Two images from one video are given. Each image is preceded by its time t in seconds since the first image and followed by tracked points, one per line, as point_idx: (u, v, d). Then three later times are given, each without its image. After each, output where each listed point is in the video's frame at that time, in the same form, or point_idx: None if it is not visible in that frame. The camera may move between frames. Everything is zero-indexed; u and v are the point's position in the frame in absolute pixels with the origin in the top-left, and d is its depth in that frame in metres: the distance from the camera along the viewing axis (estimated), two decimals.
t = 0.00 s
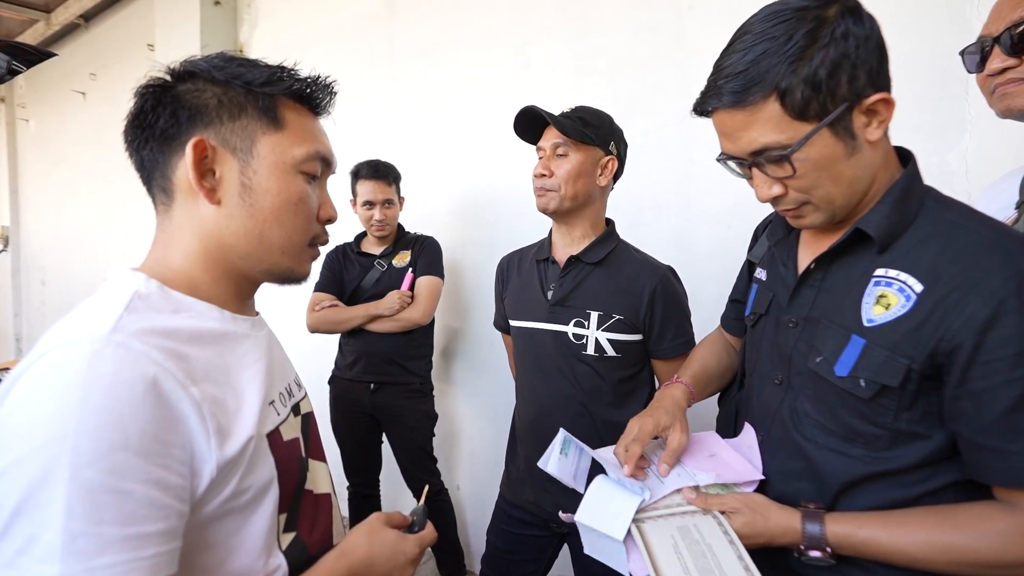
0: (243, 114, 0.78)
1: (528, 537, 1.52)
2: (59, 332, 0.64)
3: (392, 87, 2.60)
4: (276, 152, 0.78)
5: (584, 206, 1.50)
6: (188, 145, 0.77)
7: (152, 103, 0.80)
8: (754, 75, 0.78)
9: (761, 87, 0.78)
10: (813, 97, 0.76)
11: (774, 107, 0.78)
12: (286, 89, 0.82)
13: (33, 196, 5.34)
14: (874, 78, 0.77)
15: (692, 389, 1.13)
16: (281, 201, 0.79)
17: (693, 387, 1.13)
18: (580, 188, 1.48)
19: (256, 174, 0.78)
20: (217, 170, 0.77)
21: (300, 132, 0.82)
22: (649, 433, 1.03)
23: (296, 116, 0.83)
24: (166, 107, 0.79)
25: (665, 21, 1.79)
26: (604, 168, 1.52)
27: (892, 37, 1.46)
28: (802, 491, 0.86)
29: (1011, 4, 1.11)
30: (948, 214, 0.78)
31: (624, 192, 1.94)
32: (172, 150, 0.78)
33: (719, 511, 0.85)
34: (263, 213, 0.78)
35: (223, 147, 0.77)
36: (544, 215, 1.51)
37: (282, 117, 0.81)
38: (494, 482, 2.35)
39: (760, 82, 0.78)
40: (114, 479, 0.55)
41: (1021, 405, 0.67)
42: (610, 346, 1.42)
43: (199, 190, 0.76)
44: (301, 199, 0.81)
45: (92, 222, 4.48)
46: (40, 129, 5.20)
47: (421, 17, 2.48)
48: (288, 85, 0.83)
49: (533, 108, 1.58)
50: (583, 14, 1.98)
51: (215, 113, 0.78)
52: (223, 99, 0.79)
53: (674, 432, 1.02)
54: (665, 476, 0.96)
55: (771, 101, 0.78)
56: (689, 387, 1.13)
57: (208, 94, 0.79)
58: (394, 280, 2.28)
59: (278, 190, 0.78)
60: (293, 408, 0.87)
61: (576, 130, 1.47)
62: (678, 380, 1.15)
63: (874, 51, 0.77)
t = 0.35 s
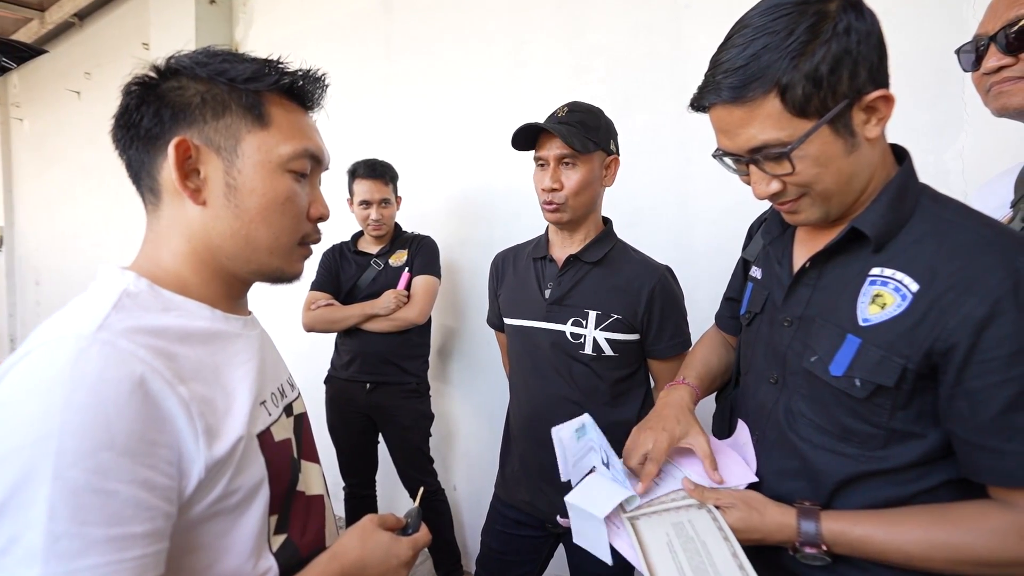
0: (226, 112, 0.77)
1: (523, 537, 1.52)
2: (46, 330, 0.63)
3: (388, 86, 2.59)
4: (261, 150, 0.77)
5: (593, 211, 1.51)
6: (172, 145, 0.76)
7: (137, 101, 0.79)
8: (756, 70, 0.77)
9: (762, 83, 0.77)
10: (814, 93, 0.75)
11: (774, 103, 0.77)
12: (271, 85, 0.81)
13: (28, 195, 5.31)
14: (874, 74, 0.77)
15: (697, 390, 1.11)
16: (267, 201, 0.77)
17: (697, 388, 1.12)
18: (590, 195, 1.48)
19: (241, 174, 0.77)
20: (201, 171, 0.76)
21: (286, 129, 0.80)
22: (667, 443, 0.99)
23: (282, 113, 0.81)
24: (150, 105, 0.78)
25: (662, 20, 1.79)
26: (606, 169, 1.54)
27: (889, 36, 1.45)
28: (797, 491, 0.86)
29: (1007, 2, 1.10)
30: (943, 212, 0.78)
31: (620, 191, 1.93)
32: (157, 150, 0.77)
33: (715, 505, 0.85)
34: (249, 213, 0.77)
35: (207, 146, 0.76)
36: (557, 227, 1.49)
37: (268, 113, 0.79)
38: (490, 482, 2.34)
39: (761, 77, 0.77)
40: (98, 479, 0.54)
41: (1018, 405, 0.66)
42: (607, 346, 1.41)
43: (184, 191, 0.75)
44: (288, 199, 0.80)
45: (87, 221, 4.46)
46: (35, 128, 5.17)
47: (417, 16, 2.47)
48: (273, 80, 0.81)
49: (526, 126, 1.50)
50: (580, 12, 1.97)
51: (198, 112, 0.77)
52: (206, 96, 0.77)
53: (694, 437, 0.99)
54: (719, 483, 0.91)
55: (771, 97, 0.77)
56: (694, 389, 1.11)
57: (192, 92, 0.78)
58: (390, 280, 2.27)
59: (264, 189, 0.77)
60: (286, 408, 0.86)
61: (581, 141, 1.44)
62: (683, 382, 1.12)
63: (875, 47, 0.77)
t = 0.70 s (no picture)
0: (217, 115, 0.77)
1: (521, 536, 1.52)
2: (51, 330, 0.64)
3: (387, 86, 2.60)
4: (253, 153, 0.77)
5: (594, 203, 1.51)
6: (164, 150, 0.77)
7: (131, 104, 0.80)
8: (755, 68, 0.78)
9: (761, 81, 0.78)
10: (812, 92, 0.76)
11: (773, 101, 0.78)
12: (263, 84, 0.80)
13: (25, 195, 5.30)
14: (871, 74, 0.78)
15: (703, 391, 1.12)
16: (261, 204, 0.78)
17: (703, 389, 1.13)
18: (588, 188, 1.49)
19: (234, 177, 0.77)
20: (195, 175, 0.77)
21: (280, 129, 0.80)
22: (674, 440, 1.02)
23: (275, 112, 0.81)
24: (144, 109, 0.79)
25: (660, 20, 1.80)
26: (602, 159, 1.54)
27: (885, 36, 1.46)
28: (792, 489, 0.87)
29: (1003, 3, 1.12)
30: (935, 212, 0.79)
31: (618, 191, 1.94)
32: (152, 155, 0.78)
33: (712, 515, 0.84)
34: (244, 217, 0.77)
35: (200, 150, 0.77)
36: (561, 224, 1.50)
37: (260, 114, 0.79)
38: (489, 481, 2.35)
39: (761, 75, 0.78)
40: (105, 477, 0.55)
41: (1010, 403, 0.67)
42: (610, 346, 1.42)
43: (178, 197, 0.76)
44: (284, 201, 0.80)
45: (85, 221, 4.45)
46: (32, 127, 5.15)
47: (415, 16, 2.47)
48: (266, 78, 0.81)
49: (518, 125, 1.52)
50: (578, 13, 1.98)
51: (190, 115, 0.77)
52: (197, 99, 0.77)
53: (698, 438, 1.03)
54: (707, 482, 0.95)
55: (769, 95, 0.78)
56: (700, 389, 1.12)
57: (184, 94, 0.78)
58: (388, 280, 2.27)
59: (258, 192, 0.77)
60: (288, 408, 0.87)
61: (571, 134, 1.45)
62: (689, 382, 1.13)
63: (873, 47, 0.78)
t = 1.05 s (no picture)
0: (218, 117, 0.77)
1: (518, 537, 1.53)
2: (57, 332, 0.64)
3: (385, 85, 2.60)
4: (255, 155, 0.77)
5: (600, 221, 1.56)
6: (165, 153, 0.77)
7: (133, 106, 0.80)
8: (748, 73, 0.79)
9: (753, 87, 0.79)
10: (803, 96, 0.77)
11: (765, 106, 0.78)
12: (263, 84, 0.79)
13: (20, 195, 5.27)
14: (861, 78, 0.79)
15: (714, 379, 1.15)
16: (262, 206, 0.77)
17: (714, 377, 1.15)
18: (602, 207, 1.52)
19: (236, 180, 0.77)
20: (196, 178, 0.77)
21: (281, 130, 0.79)
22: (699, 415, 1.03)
23: (277, 112, 0.80)
24: (144, 111, 0.79)
25: (658, 21, 1.80)
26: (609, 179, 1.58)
27: (882, 38, 1.47)
28: (790, 489, 0.87)
29: (1003, 5, 1.13)
30: (928, 212, 0.79)
31: (617, 192, 1.95)
32: (153, 158, 0.78)
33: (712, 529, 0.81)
34: (245, 220, 0.77)
35: (200, 153, 0.77)
36: (575, 236, 1.49)
37: (260, 115, 0.78)
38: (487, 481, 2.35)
39: (753, 80, 0.78)
40: (116, 478, 0.55)
41: (1003, 403, 0.68)
42: (602, 344, 1.43)
43: (180, 200, 0.77)
44: (287, 203, 0.79)
45: (82, 221, 4.43)
46: (27, 126, 5.12)
47: (413, 15, 2.47)
48: (266, 78, 0.80)
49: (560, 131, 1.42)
50: (577, 13, 1.98)
51: (190, 117, 0.77)
52: (197, 101, 0.77)
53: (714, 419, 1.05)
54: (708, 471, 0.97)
55: (761, 100, 0.78)
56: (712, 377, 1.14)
57: (183, 95, 0.78)
58: (386, 280, 2.27)
59: (260, 195, 0.77)
60: (294, 408, 0.87)
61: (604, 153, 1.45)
62: (702, 370, 1.15)
63: (863, 51, 0.78)
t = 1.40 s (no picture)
0: (227, 113, 0.76)
1: (506, 536, 1.52)
2: (65, 330, 0.62)
3: (383, 84, 2.58)
4: (265, 153, 0.76)
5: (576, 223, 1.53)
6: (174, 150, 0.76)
7: (141, 102, 0.79)
8: (757, 68, 0.78)
9: (762, 81, 0.78)
10: (813, 93, 0.77)
11: (774, 102, 0.78)
12: (274, 80, 0.79)
13: (11, 193, 5.22)
14: (871, 76, 0.79)
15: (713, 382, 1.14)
16: (273, 205, 0.77)
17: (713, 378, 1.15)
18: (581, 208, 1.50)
19: (245, 177, 0.76)
20: (205, 175, 0.76)
21: (292, 127, 0.78)
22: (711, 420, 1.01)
23: (287, 109, 0.79)
24: (154, 107, 0.78)
25: (659, 20, 1.80)
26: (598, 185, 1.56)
27: (883, 38, 1.48)
28: (795, 488, 0.87)
29: (1013, 4, 1.14)
30: (933, 212, 0.79)
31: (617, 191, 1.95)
32: (162, 154, 0.77)
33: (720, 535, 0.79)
34: (255, 218, 0.76)
35: (210, 149, 0.76)
36: (545, 226, 1.47)
37: (271, 112, 0.77)
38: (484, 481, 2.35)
39: (762, 75, 0.78)
40: (131, 477, 0.54)
41: (1010, 402, 0.69)
42: (579, 345, 1.43)
43: (189, 197, 0.76)
44: (297, 201, 0.78)
45: (74, 220, 4.40)
46: (19, 124, 5.07)
47: (412, 14, 2.46)
48: (276, 74, 0.79)
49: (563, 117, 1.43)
50: (577, 12, 1.98)
51: (199, 113, 0.76)
52: (206, 96, 0.76)
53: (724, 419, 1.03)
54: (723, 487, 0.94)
55: (770, 96, 0.78)
56: (711, 381, 1.14)
57: (193, 91, 0.77)
58: (384, 280, 2.25)
59: (270, 193, 0.76)
60: (303, 407, 0.86)
61: (596, 152, 1.44)
62: (699, 376, 1.15)
63: (872, 49, 0.79)
